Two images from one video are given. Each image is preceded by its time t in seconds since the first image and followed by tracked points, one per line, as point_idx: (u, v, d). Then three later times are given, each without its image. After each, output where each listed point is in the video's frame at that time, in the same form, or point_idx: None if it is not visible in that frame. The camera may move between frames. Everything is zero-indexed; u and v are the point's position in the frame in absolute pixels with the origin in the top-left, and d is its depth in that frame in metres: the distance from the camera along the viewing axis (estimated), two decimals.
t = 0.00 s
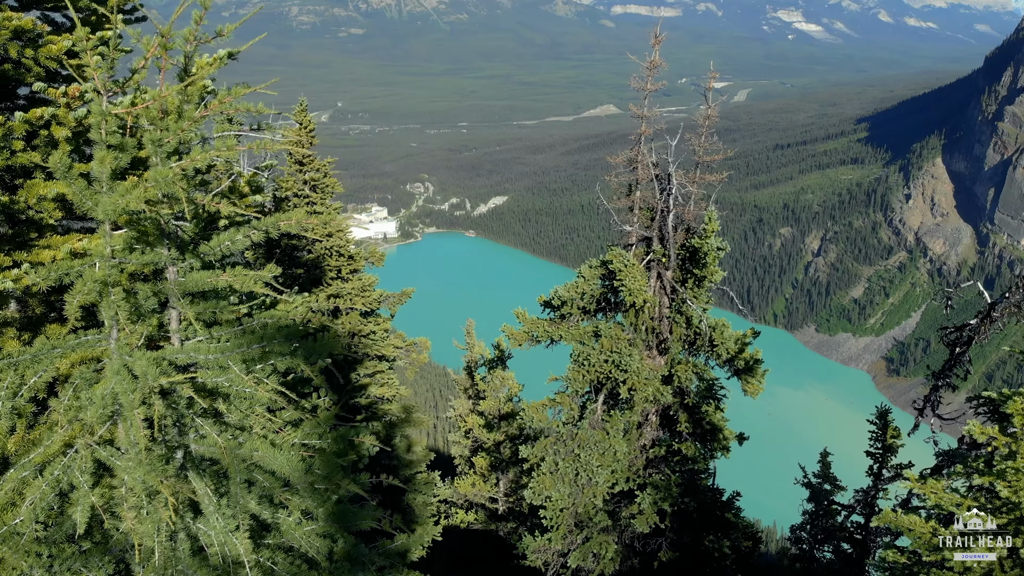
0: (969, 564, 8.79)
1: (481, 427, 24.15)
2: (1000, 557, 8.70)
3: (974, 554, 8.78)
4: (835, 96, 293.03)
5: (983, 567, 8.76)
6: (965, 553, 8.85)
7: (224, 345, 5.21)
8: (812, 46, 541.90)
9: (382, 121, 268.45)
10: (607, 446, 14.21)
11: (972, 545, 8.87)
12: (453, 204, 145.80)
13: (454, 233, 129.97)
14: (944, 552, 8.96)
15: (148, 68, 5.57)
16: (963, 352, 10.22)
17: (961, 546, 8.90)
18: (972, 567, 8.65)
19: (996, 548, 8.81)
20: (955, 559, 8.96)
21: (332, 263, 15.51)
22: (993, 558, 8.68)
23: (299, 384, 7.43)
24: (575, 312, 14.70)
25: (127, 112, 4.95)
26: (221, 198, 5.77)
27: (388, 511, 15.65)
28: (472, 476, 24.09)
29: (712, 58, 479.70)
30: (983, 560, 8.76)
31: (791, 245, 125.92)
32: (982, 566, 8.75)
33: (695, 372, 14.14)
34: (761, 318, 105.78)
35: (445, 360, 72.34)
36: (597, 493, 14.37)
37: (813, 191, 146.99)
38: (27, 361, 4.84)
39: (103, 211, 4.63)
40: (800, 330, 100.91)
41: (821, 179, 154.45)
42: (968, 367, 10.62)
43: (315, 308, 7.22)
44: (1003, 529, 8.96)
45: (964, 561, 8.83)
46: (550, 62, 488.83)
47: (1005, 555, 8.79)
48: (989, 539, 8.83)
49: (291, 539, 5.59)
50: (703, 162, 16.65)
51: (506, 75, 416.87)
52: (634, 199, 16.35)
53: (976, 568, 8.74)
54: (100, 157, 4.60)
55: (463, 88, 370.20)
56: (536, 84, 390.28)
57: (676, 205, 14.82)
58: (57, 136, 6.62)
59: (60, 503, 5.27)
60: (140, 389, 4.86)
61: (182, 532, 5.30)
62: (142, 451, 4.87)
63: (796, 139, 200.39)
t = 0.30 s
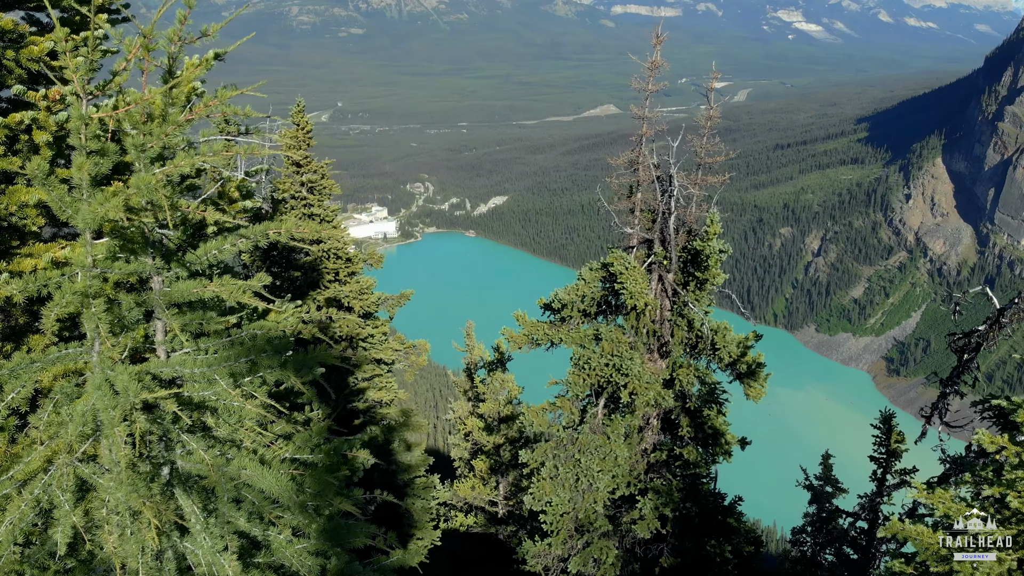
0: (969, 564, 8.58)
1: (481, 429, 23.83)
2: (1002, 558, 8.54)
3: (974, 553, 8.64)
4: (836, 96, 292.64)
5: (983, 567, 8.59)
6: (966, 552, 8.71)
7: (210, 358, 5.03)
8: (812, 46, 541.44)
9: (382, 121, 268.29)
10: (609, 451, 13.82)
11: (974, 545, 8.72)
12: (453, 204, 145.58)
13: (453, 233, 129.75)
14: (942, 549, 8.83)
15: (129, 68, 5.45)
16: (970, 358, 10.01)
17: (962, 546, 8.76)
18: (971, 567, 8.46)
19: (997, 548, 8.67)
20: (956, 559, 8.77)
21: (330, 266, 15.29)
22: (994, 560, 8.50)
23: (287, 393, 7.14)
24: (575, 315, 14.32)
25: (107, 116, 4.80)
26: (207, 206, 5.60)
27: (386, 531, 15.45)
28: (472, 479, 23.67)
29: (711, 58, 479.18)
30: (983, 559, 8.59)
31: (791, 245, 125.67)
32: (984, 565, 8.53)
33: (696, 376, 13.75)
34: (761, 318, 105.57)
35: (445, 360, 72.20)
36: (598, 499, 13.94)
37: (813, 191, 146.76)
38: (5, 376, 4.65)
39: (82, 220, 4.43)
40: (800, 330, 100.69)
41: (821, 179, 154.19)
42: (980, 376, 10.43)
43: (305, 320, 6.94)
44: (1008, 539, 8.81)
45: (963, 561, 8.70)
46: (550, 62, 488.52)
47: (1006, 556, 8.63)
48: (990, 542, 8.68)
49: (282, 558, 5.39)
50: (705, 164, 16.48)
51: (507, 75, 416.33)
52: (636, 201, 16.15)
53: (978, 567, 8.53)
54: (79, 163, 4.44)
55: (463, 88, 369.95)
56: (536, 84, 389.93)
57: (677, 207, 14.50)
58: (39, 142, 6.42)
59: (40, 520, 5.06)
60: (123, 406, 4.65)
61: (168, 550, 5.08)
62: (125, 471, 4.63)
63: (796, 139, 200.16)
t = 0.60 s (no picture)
0: (966, 563, 8.67)
1: (481, 432, 23.60)
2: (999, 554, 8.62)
3: (974, 554, 8.67)
4: (836, 96, 292.23)
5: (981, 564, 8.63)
6: (966, 553, 8.73)
7: (193, 376, 4.87)
8: (812, 46, 540.69)
9: (381, 121, 268.17)
10: (609, 456, 13.54)
11: (974, 544, 8.75)
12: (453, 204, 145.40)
13: (453, 233, 129.54)
14: (943, 552, 8.82)
15: (109, 74, 5.39)
16: (979, 365, 9.79)
17: (961, 546, 8.79)
18: (971, 568, 8.47)
19: (995, 548, 8.72)
20: (955, 558, 8.79)
21: (327, 268, 14.95)
22: (993, 557, 8.57)
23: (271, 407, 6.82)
24: (574, 318, 14.09)
25: (86, 122, 4.69)
26: (192, 214, 5.43)
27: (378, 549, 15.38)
28: (471, 483, 23.37)
29: (711, 58, 478.59)
30: (982, 558, 8.64)
31: (790, 245, 125.42)
32: (981, 564, 8.61)
33: (697, 379, 13.43)
34: (760, 318, 105.40)
35: (446, 361, 72.12)
36: (598, 504, 13.65)
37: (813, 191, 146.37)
38: None
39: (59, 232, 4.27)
40: (799, 330, 100.52)
41: (821, 179, 153.84)
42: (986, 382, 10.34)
43: (295, 330, 6.73)
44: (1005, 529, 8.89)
45: (962, 560, 8.74)
46: (550, 62, 488.06)
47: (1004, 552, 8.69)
48: (990, 540, 8.73)
49: None
50: (707, 166, 16.27)
51: (507, 76, 415.99)
52: (636, 204, 15.95)
53: (974, 566, 8.61)
54: (56, 171, 4.31)
55: (462, 87, 368.98)
56: (536, 84, 389.35)
57: (679, 210, 14.23)
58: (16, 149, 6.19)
59: (22, 541, 4.85)
60: (103, 425, 4.48)
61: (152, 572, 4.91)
62: (105, 492, 4.44)
63: (796, 139, 200.00)
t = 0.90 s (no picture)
0: (968, 565, 8.55)
1: (480, 436, 23.43)
2: (1001, 556, 8.49)
3: (975, 554, 8.56)
4: (836, 96, 292.16)
5: (981, 566, 8.52)
6: (967, 553, 8.62)
7: (177, 396, 4.77)
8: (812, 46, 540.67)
9: (382, 121, 268.16)
10: (609, 461, 13.29)
11: (973, 544, 8.65)
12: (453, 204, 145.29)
13: (453, 233, 129.40)
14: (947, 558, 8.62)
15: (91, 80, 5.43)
16: (986, 373, 9.57)
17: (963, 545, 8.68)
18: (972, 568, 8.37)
19: (995, 549, 8.63)
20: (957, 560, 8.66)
21: (324, 272, 14.70)
22: (994, 556, 8.46)
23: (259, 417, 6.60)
24: (574, 322, 13.87)
25: (65, 130, 4.65)
26: (178, 226, 5.40)
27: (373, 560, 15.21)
28: (471, 486, 23.18)
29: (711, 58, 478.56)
30: (984, 560, 8.53)
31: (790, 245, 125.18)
32: (983, 566, 8.51)
33: (698, 384, 13.20)
34: (760, 318, 105.21)
35: (444, 360, 72.00)
36: (598, 510, 13.45)
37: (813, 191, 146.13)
38: None
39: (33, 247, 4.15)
40: (799, 330, 100.36)
41: (821, 179, 153.66)
42: (992, 395, 10.26)
43: (285, 342, 6.54)
44: (1001, 528, 8.86)
45: (965, 562, 8.59)
46: (550, 62, 488.07)
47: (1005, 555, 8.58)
48: (989, 540, 8.65)
49: None
50: (708, 168, 16.05)
51: (507, 76, 415.89)
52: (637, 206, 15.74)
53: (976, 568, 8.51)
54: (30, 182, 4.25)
55: (462, 87, 368.77)
56: (536, 84, 389.29)
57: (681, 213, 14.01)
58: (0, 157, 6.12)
59: None
60: (81, 447, 4.36)
61: None
62: (83, 516, 4.30)
63: (796, 139, 199.92)
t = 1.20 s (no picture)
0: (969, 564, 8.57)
1: (479, 438, 23.20)
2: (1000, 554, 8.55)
3: (976, 553, 8.61)
4: (836, 96, 291.95)
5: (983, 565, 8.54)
6: (968, 551, 8.66)
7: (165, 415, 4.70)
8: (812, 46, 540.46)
9: (382, 121, 267.95)
10: (610, 467, 13.06)
11: (974, 545, 8.67)
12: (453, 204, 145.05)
13: (453, 233, 129.17)
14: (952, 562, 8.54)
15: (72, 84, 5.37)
16: (996, 381, 9.33)
17: (963, 544, 8.71)
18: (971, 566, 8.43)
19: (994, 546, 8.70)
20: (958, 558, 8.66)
21: (321, 276, 14.50)
22: (995, 558, 8.49)
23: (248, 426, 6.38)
24: (575, 325, 13.62)
25: (46, 137, 4.62)
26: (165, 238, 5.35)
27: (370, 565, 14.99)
28: (470, 490, 22.95)
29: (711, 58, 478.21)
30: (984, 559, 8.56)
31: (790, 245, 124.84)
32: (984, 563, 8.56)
33: (701, 390, 12.96)
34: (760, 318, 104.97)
35: (444, 360, 71.78)
36: (599, 516, 13.23)
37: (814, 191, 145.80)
38: None
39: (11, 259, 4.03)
40: (799, 330, 100.11)
41: (821, 179, 153.39)
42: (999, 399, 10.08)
43: (277, 356, 6.31)
44: (1001, 527, 8.90)
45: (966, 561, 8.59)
46: (550, 62, 487.83)
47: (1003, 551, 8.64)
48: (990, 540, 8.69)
49: None
50: (710, 170, 15.85)
51: (507, 76, 415.45)
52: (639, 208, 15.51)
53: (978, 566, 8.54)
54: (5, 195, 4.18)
55: (462, 87, 368.52)
56: (536, 84, 389.10)
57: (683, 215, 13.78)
58: None
59: None
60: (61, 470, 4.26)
61: None
62: (64, 539, 4.17)
63: (796, 139, 199.73)
